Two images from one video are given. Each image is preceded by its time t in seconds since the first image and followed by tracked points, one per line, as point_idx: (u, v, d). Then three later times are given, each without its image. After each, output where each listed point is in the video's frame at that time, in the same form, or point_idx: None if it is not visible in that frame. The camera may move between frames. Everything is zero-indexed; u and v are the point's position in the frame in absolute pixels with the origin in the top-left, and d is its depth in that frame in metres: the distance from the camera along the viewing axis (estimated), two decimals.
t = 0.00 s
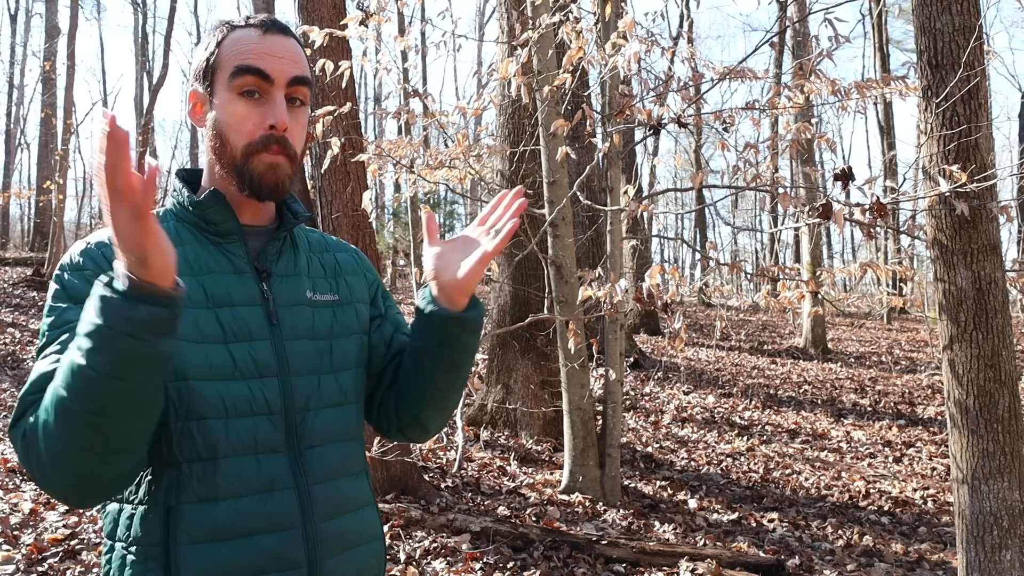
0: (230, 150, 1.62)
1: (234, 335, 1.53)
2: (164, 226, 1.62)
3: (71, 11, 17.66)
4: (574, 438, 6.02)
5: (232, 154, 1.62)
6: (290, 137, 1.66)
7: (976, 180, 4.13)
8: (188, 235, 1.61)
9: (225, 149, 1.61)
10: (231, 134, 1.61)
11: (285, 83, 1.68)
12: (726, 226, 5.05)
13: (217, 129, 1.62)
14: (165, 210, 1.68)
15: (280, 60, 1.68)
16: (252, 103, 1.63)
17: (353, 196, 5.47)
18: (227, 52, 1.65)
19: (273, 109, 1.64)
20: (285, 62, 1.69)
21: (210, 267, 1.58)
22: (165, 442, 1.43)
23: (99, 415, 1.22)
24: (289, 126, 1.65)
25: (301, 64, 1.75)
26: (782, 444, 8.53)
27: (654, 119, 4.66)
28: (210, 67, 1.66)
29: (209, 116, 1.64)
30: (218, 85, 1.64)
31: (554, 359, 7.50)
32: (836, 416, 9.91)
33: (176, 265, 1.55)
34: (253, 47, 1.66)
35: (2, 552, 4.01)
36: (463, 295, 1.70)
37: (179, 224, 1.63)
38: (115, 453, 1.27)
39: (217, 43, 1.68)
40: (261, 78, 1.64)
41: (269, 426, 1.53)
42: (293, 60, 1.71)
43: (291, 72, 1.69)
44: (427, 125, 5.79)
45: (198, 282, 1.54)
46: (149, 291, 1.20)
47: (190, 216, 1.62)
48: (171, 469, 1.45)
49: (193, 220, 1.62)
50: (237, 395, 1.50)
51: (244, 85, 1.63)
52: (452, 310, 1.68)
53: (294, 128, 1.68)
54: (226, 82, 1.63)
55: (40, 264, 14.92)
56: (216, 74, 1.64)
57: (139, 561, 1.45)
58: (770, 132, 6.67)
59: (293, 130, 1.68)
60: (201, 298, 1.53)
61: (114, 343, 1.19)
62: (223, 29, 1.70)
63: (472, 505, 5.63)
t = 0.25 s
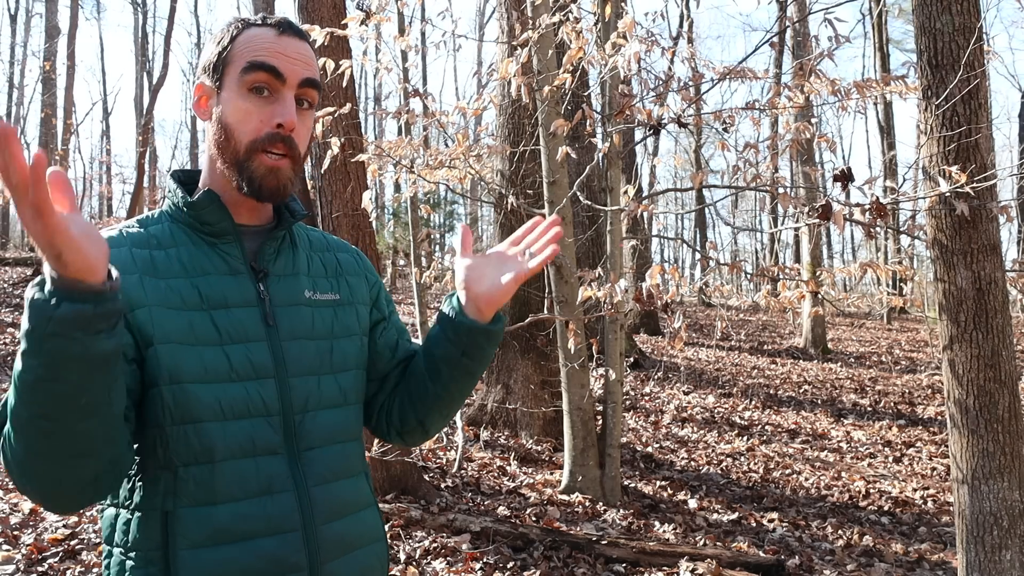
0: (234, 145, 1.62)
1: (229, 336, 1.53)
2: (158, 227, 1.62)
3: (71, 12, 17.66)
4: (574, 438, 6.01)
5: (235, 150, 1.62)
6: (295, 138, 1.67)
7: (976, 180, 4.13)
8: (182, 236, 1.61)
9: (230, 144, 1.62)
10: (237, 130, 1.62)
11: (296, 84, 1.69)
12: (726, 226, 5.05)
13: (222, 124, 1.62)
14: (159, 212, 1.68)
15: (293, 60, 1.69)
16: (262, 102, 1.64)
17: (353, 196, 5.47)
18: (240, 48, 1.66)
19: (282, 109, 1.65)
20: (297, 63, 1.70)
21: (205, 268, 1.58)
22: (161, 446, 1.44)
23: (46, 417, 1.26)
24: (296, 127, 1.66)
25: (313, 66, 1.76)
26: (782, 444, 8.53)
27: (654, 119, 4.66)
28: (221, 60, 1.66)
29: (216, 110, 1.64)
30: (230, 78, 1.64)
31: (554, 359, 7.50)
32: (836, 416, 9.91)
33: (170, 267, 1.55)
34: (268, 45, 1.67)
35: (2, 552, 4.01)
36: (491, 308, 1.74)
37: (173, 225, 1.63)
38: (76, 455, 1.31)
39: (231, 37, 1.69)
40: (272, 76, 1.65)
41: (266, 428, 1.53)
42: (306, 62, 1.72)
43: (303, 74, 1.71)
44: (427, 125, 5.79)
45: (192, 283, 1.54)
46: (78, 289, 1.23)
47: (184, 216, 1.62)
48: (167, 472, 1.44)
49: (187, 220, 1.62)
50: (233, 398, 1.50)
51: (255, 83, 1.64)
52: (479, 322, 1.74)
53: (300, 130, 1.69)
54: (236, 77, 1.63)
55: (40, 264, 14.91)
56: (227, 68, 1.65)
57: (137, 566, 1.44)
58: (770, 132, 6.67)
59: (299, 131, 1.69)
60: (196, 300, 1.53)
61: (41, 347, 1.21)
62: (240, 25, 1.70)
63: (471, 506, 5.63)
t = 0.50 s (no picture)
0: (229, 146, 1.62)
1: (229, 338, 1.53)
2: (158, 228, 1.62)
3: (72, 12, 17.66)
4: (574, 438, 6.01)
5: (231, 149, 1.62)
6: (291, 138, 1.67)
7: (976, 180, 4.13)
8: (182, 237, 1.61)
9: (225, 144, 1.62)
10: (232, 130, 1.62)
11: (293, 83, 1.69)
12: (726, 226, 5.05)
13: (218, 123, 1.62)
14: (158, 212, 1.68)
15: (291, 59, 1.69)
16: (259, 102, 1.64)
17: (353, 196, 5.47)
18: (238, 47, 1.66)
19: (278, 109, 1.65)
20: (296, 62, 1.70)
21: (205, 269, 1.58)
22: (163, 448, 1.44)
23: (41, 435, 1.27)
24: (291, 127, 1.66)
25: (312, 65, 1.76)
26: (782, 444, 8.53)
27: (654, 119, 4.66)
28: (220, 59, 1.67)
29: (213, 110, 1.64)
30: (228, 78, 1.64)
31: (554, 359, 7.50)
32: (836, 416, 9.91)
33: (169, 269, 1.54)
34: (267, 44, 1.67)
35: (3, 552, 4.01)
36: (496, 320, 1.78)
37: (173, 226, 1.63)
38: (75, 469, 1.32)
39: (230, 36, 1.69)
40: (270, 75, 1.65)
41: (268, 430, 1.53)
42: (305, 61, 1.72)
43: (302, 73, 1.70)
44: (427, 125, 5.79)
45: (191, 285, 1.54)
46: (66, 310, 1.25)
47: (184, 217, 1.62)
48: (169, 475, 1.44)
49: (187, 221, 1.62)
50: (234, 400, 1.50)
51: (252, 82, 1.64)
52: (481, 332, 1.77)
53: (297, 130, 1.69)
54: (234, 76, 1.63)
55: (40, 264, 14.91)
56: (225, 67, 1.65)
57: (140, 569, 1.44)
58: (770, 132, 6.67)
59: (295, 131, 1.69)
60: (196, 302, 1.53)
61: (31, 368, 1.23)
62: (240, 23, 1.70)
63: (472, 506, 5.63)
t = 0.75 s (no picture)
0: (233, 143, 1.62)
1: (232, 338, 1.54)
2: (160, 226, 1.61)
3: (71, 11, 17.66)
4: (574, 438, 6.01)
5: (234, 146, 1.62)
6: (294, 133, 1.67)
7: (976, 179, 4.13)
8: (184, 235, 1.61)
9: (228, 142, 1.62)
10: (235, 127, 1.62)
11: (293, 79, 1.69)
12: (726, 226, 5.06)
13: (220, 121, 1.62)
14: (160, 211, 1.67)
15: (290, 55, 1.70)
16: (259, 99, 1.64)
17: (353, 196, 5.47)
18: (237, 45, 1.66)
19: (280, 105, 1.65)
20: (295, 58, 1.71)
21: (207, 268, 1.58)
22: (165, 448, 1.44)
23: (51, 448, 1.27)
24: (294, 122, 1.66)
25: (311, 62, 1.76)
26: (782, 444, 8.54)
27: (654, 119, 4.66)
28: (218, 59, 1.67)
29: (214, 108, 1.64)
30: (226, 76, 1.64)
31: (554, 359, 7.50)
32: (836, 416, 9.91)
33: (172, 268, 1.54)
34: (265, 41, 1.68)
35: (3, 552, 4.01)
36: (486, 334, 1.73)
37: (175, 224, 1.63)
38: (79, 478, 1.33)
39: (228, 34, 1.69)
40: (269, 72, 1.65)
41: (270, 430, 1.53)
42: (304, 58, 1.73)
43: (301, 69, 1.71)
44: (427, 125, 5.79)
45: (194, 284, 1.54)
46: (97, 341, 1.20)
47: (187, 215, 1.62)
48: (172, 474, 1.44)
49: (189, 220, 1.61)
50: (236, 400, 1.50)
51: (252, 79, 1.64)
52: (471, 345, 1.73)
53: (300, 125, 1.69)
54: (233, 74, 1.64)
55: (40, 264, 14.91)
56: (224, 66, 1.65)
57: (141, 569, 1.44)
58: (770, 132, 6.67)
59: (298, 126, 1.69)
60: (199, 301, 1.53)
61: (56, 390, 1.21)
62: (236, 21, 1.70)
63: (472, 505, 5.64)
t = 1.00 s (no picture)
0: (234, 141, 1.62)
1: (240, 337, 1.54)
2: (169, 223, 1.61)
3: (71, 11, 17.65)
4: (574, 438, 6.01)
5: (236, 145, 1.62)
6: (295, 125, 1.66)
7: (976, 179, 4.13)
8: (193, 234, 1.61)
9: (229, 141, 1.62)
10: (234, 125, 1.62)
11: (289, 72, 1.68)
12: (726, 226, 5.05)
13: (220, 121, 1.63)
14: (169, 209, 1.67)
15: (283, 49, 1.69)
16: (255, 96, 1.63)
17: (353, 196, 5.47)
18: (228, 45, 1.66)
19: (277, 98, 1.64)
20: (287, 50, 1.70)
21: (216, 267, 1.58)
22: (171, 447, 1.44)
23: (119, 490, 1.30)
24: (293, 114, 1.66)
25: (305, 53, 1.75)
26: (782, 444, 8.54)
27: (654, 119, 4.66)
28: (212, 61, 1.67)
29: (212, 110, 1.65)
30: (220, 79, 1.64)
31: (554, 359, 7.49)
32: (836, 416, 9.91)
33: (181, 267, 1.55)
34: (257, 37, 1.67)
35: (2, 552, 4.01)
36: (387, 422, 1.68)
37: (184, 222, 1.63)
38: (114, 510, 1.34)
39: (219, 35, 1.68)
40: (263, 67, 1.64)
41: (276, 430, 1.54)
42: (298, 50, 1.72)
43: (295, 60, 1.70)
44: (427, 125, 5.79)
45: (202, 283, 1.54)
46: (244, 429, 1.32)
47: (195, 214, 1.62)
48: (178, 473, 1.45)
49: (198, 219, 1.62)
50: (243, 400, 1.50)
51: (247, 75, 1.63)
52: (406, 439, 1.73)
53: (300, 117, 1.68)
54: (228, 73, 1.63)
55: (39, 264, 14.91)
56: (218, 67, 1.65)
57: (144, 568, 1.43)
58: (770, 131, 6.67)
59: (299, 118, 1.69)
60: (206, 300, 1.53)
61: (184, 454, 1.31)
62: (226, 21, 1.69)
63: (472, 506, 5.63)
